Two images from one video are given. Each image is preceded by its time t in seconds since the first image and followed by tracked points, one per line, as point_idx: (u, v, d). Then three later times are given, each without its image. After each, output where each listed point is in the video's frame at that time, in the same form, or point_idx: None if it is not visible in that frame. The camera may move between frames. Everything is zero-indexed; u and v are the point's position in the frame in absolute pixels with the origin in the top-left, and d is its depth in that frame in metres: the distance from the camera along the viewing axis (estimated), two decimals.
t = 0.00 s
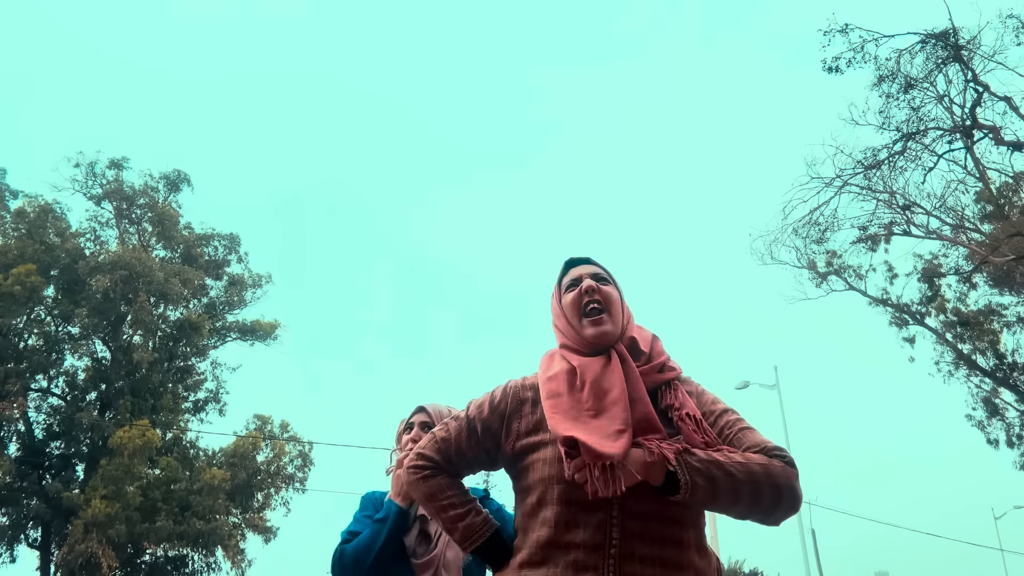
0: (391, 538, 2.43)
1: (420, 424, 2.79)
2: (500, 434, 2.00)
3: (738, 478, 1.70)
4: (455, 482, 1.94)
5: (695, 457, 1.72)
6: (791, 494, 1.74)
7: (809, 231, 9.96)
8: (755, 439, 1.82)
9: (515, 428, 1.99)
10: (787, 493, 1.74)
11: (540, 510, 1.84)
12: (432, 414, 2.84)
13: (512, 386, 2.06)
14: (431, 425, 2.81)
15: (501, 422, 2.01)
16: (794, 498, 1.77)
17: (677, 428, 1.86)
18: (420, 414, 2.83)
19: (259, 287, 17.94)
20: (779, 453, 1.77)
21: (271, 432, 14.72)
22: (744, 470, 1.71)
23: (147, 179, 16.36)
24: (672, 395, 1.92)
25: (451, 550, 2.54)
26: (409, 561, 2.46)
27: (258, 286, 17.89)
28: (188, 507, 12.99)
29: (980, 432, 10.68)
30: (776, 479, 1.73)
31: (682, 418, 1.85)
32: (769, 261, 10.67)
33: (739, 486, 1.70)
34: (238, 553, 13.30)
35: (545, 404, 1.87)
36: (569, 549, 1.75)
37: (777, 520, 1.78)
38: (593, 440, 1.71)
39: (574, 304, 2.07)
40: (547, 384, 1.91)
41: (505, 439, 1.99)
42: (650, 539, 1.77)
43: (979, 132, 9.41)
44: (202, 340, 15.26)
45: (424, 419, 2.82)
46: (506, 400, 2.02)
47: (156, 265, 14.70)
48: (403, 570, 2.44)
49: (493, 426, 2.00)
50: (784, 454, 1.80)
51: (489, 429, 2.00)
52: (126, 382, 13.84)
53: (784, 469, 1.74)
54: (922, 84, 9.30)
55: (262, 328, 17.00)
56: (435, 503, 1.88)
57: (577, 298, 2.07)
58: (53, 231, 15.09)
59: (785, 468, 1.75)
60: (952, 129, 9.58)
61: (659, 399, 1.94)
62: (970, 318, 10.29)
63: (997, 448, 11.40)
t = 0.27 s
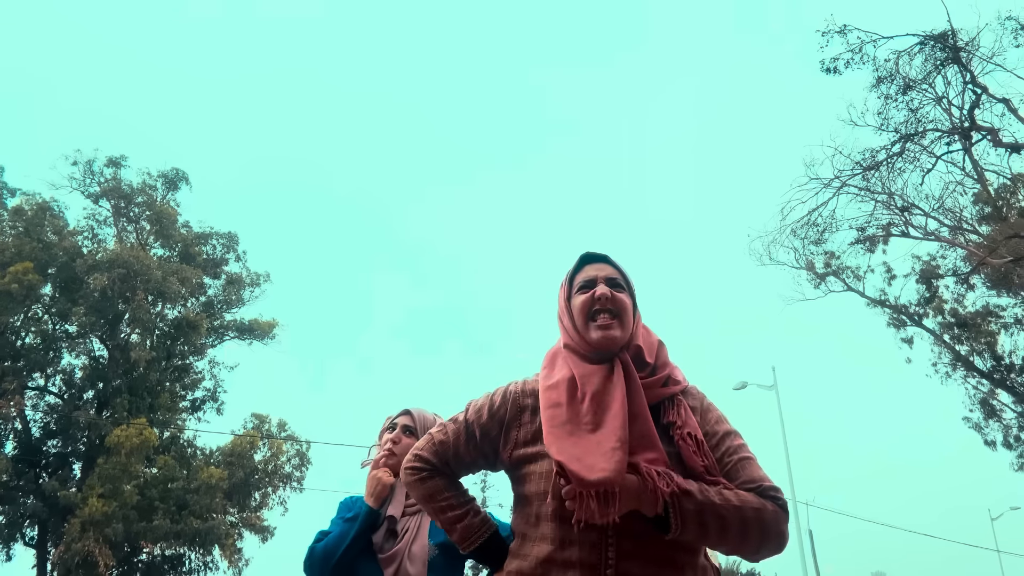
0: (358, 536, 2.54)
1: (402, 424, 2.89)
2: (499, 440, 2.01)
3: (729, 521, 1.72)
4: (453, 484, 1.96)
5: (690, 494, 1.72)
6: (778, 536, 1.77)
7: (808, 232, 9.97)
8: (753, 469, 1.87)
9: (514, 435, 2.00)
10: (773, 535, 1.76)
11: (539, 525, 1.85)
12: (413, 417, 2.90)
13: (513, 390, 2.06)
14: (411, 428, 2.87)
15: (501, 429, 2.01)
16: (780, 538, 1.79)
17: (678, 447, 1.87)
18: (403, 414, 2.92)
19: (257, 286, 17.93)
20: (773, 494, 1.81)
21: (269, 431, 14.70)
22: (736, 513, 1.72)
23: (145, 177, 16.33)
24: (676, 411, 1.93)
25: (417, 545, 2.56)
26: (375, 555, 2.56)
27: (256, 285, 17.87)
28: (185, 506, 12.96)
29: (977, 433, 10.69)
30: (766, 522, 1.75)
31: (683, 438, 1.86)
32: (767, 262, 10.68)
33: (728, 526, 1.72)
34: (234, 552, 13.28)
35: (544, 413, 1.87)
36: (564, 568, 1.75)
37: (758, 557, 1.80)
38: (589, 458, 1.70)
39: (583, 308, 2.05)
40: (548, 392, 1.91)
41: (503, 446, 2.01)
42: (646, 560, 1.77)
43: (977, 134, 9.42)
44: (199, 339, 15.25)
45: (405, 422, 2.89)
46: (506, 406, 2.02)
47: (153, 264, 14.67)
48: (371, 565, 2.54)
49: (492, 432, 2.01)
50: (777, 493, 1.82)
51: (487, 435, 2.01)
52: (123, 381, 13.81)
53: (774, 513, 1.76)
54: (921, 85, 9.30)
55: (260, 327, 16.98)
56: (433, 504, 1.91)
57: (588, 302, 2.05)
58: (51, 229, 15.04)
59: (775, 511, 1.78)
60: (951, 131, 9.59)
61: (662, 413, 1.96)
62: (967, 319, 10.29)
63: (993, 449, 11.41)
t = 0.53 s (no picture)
0: (344, 539, 2.55)
1: (379, 427, 2.87)
2: (499, 440, 2.02)
3: (728, 528, 1.72)
4: (453, 485, 1.99)
5: (693, 500, 1.72)
6: (774, 543, 1.78)
7: (806, 232, 9.99)
8: (752, 474, 1.88)
9: (513, 436, 2.00)
10: (770, 541, 1.77)
11: (542, 524, 1.86)
12: (389, 418, 2.89)
13: (513, 390, 2.06)
14: (388, 429, 2.87)
15: (500, 430, 2.02)
16: (775, 544, 1.81)
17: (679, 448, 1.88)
18: (379, 416, 2.91)
19: (255, 283, 17.92)
20: (769, 500, 1.82)
21: (266, 428, 14.70)
22: (736, 520, 1.73)
23: (143, 174, 16.31)
24: (676, 411, 1.94)
25: (402, 543, 2.58)
26: (361, 556, 2.57)
27: (254, 283, 17.86)
28: (182, 503, 12.95)
29: (974, 434, 10.72)
30: (764, 529, 1.76)
31: (685, 438, 1.87)
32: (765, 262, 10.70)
33: (727, 533, 1.73)
34: (231, 549, 13.28)
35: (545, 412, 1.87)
36: (567, 566, 1.76)
37: (752, 562, 1.82)
38: (593, 460, 1.71)
39: (584, 305, 2.05)
40: (548, 390, 1.92)
41: (502, 447, 2.02)
42: (648, 560, 1.77)
43: (975, 135, 9.44)
44: (197, 336, 15.24)
45: (382, 423, 2.89)
46: (505, 407, 2.03)
47: (151, 260, 14.65)
48: (357, 566, 2.56)
49: (492, 433, 2.02)
50: (774, 499, 1.84)
51: (487, 436, 2.02)
52: (121, 378, 13.81)
53: (773, 520, 1.77)
54: (919, 86, 9.32)
55: (258, 324, 16.97)
56: (434, 504, 1.94)
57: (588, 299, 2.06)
58: (49, 226, 15.01)
59: (772, 519, 1.79)
60: (949, 132, 9.61)
61: (661, 411, 1.96)
62: (964, 320, 10.31)
63: (990, 450, 11.44)
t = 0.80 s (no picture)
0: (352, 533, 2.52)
1: (378, 423, 2.86)
2: (502, 441, 2.01)
3: (732, 531, 1.72)
4: (457, 484, 1.97)
5: (696, 504, 1.72)
6: (777, 545, 1.78)
7: (804, 231, 10.00)
8: (756, 477, 1.88)
9: (516, 438, 1.99)
10: (775, 543, 1.77)
11: (547, 527, 1.85)
12: (389, 414, 2.89)
13: (515, 391, 2.06)
14: (389, 425, 2.87)
15: (503, 431, 2.01)
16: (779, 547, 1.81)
17: (683, 452, 1.87)
18: (376, 413, 2.89)
19: (253, 280, 17.91)
20: (774, 503, 1.81)
21: (264, 425, 14.69)
22: (740, 523, 1.73)
23: (142, 170, 16.29)
24: (679, 415, 1.93)
25: (413, 537, 2.65)
26: (370, 549, 2.57)
27: (253, 279, 17.86)
28: (180, 499, 12.95)
29: (971, 434, 10.73)
30: (769, 532, 1.76)
31: (689, 443, 1.86)
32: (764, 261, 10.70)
33: (732, 536, 1.72)
34: (229, 546, 13.27)
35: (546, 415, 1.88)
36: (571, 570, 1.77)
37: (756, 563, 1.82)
38: (594, 464, 1.71)
39: (587, 302, 2.05)
40: (550, 392, 1.92)
41: (505, 448, 2.01)
42: (654, 562, 1.77)
43: (974, 135, 9.44)
44: (195, 333, 15.23)
45: (382, 420, 2.88)
46: (508, 408, 2.02)
47: (150, 256, 14.63)
48: (365, 560, 2.54)
49: (494, 434, 2.01)
50: (778, 501, 1.83)
51: (489, 437, 2.01)
52: (119, 374, 13.80)
53: (777, 524, 1.77)
54: (919, 87, 9.32)
55: (256, 321, 16.96)
56: (437, 504, 1.92)
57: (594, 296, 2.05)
58: (47, 221, 14.99)
59: (777, 522, 1.78)
60: (948, 132, 9.61)
61: (665, 416, 1.95)
62: (962, 320, 10.32)
63: (987, 450, 11.45)
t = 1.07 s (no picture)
0: (367, 528, 2.51)
1: (389, 418, 2.87)
2: (506, 443, 2.01)
3: (736, 537, 1.73)
4: (460, 485, 1.97)
5: (700, 510, 1.73)
6: (781, 549, 1.80)
7: (803, 231, 10.01)
8: (760, 482, 1.89)
9: (520, 440, 2.00)
10: (778, 547, 1.79)
11: (551, 532, 1.86)
12: (400, 409, 2.90)
13: (518, 392, 2.06)
14: (400, 420, 2.88)
15: (507, 433, 2.01)
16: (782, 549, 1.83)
17: (688, 457, 1.88)
18: (386, 408, 2.90)
19: (252, 277, 17.90)
20: (778, 508, 1.83)
21: (262, 422, 14.70)
22: (744, 528, 1.74)
23: (140, 166, 16.27)
24: (685, 420, 1.93)
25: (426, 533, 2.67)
26: (384, 544, 2.57)
27: (251, 275, 17.85)
28: (177, 496, 12.96)
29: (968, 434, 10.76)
30: (772, 536, 1.77)
31: (694, 448, 1.86)
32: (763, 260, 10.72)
33: (736, 540, 1.74)
34: (226, 542, 13.29)
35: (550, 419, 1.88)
36: None
37: (759, 566, 1.84)
38: (599, 470, 1.72)
39: (592, 303, 2.05)
40: (554, 395, 1.92)
41: (509, 450, 2.01)
42: (658, 567, 1.79)
43: (974, 135, 9.46)
44: (194, 329, 15.23)
45: (392, 415, 2.88)
46: (511, 410, 2.02)
47: (148, 253, 14.61)
48: (378, 555, 2.55)
49: (497, 436, 2.01)
50: (782, 505, 1.85)
51: (493, 438, 2.01)
52: (117, 369, 13.80)
53: (780, 528, 1.79)
54: (918, 86, 9.33)
55: (254, 318, 16.96)
56: (442, 506, 1.93)
57: (599, 297, 2.05)
58: (46, 217, 14.97)
59: (780, 527, 1.80)
60: (947, 132, 9.62)
61: (670, 419, 1.96)
62: (960, 320, 10.34)
63: (984, 450, 11.49)
